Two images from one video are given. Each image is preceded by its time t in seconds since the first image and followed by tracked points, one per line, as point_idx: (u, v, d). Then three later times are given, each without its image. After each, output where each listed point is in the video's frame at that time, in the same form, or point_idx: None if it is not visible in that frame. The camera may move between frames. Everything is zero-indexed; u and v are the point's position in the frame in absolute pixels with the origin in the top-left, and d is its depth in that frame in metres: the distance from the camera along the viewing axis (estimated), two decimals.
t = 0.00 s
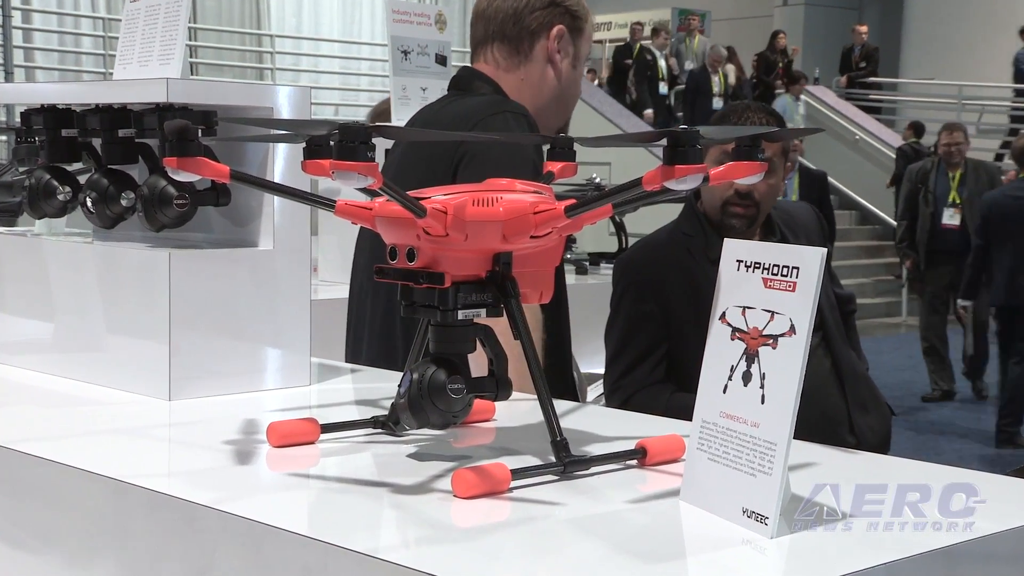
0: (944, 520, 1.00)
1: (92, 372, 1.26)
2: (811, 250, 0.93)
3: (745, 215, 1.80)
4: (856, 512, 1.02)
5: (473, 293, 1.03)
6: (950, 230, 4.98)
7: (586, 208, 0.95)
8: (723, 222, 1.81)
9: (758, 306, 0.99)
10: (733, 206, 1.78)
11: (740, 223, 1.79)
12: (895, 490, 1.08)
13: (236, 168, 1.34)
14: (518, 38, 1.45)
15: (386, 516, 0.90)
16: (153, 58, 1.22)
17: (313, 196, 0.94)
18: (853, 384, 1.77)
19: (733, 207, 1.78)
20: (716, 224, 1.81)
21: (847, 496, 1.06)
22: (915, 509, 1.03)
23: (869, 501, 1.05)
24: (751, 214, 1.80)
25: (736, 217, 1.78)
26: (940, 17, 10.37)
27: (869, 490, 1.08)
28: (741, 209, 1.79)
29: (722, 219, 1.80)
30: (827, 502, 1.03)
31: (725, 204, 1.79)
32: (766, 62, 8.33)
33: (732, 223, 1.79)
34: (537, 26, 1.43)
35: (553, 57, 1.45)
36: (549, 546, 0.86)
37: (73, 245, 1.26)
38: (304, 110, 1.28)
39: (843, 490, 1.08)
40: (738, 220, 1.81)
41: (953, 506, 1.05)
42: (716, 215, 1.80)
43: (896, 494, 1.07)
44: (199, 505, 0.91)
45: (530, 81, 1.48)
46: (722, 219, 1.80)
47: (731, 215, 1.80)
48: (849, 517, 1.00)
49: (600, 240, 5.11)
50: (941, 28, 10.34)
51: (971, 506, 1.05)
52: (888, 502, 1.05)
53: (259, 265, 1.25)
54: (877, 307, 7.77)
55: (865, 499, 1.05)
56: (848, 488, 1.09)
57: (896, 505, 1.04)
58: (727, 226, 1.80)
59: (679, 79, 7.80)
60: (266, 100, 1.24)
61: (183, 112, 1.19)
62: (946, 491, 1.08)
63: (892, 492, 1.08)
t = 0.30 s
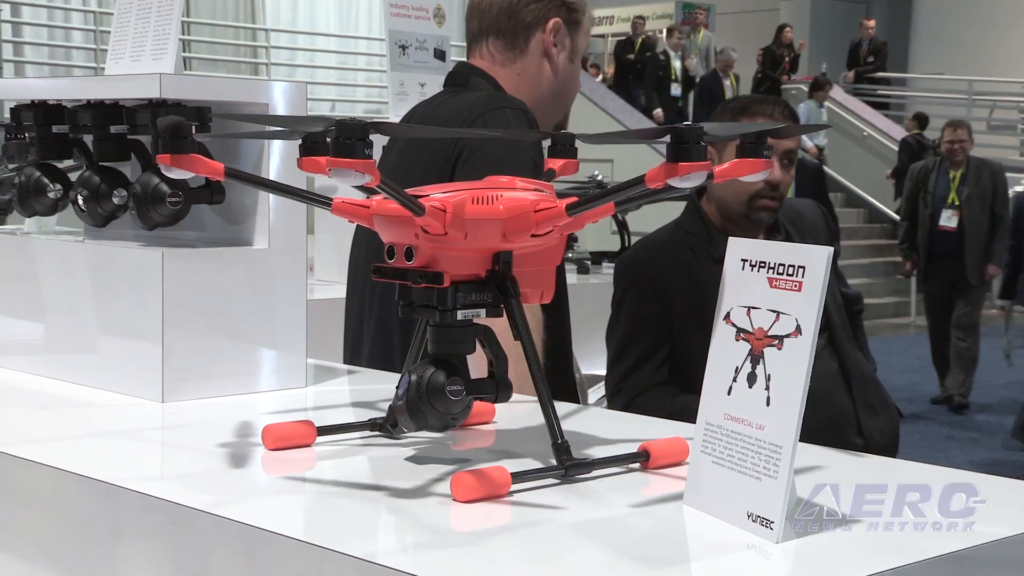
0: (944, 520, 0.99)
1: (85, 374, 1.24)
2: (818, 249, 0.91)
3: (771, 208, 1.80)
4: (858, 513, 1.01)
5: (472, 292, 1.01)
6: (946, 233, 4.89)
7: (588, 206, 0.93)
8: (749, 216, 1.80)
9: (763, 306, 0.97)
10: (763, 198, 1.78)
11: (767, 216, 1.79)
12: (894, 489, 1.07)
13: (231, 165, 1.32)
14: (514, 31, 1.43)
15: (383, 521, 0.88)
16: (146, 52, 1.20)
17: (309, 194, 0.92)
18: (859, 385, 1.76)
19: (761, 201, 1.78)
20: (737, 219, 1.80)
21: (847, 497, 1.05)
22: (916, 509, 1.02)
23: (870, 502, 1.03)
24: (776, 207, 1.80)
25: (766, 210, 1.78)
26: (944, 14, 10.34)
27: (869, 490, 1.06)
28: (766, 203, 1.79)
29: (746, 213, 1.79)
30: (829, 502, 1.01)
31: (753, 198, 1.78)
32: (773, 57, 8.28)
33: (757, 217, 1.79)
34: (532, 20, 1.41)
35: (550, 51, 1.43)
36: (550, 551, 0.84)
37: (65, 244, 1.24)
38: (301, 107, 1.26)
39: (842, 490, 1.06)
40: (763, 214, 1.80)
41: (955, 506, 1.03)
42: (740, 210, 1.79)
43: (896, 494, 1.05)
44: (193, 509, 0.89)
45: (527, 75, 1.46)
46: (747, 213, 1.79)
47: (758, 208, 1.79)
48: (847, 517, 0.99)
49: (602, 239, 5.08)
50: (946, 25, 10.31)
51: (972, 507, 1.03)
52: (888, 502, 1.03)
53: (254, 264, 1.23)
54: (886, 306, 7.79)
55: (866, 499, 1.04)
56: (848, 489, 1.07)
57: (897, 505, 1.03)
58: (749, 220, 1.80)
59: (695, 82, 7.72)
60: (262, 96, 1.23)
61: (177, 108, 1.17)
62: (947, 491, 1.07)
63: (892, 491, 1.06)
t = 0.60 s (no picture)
0: (944, 520, 0.98)
1: (77, 375, 1.22)
2: (825, 247, 0.89)
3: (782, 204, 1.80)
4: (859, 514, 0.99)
5: (472, 292, 0.99)
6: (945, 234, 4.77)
7: (590, 204, 0.92)
8: (758, 213, 1.80)
9: (769, 306, 0.95)
10: (772, 195, 1.78)
11: (777, 213, 1.80)
12: (894, 489, 1.05)
13: (225, 162, 1.30)
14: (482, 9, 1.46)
15: (380, 525, 0.86)
16: (138, 47, 1.18)
17: (304, 191, 0.91)
18: (868, 386, 1.74)
19: (771, 198, 1.78)
20: (745, 217, 1.80)
21: (846, 496, 1.03)
22: (914, 508, 1.01)
23: (869, 502, 1.01)
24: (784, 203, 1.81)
25: (776, 207, 1.78)
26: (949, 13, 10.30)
27: (868, 490, 1.04)
28: (774, 199, 1.80)
29: (755, 210, 1.79)
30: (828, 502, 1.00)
31: (763, 195, 1.78)
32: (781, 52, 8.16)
33: (766, 213, 1.79)
34: None
35: (509, 24, 1.42)
36: (552, 556, 0.82)
37: (56, 242, 1.22)
38: (296, 103, 1.25)
39: (842, 490, 1.05)
40: (771, 211, 1.81)
41: (954, 506, 1.02)
42: (749, 207, 1.79)
43: (895, 493, 1.04)
44: (185, 513, 0.87)
45: (495, 52, 1.47)
46: (755, 211, 1.79)
47: (767, 205, 1.80)
48: (848, 517, 0.98)
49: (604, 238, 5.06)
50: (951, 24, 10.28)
51: (972, 506, 1.02)
52: (888, 502, 1.02)
53: (249, 263, 1.21)
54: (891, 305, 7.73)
55: (865, 499, 1.02)
56: (847, 488, 1.06)
57: (896, 504, 1.01)
58: (758, 218, 1.80)
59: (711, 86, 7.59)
60: (256, 91, 1.21)
61: (170, 104, 1.16)
62: (948, 490, 1.05)
63: (891, 491, 1.04)
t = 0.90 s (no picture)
0: (944, 520, 0.96)
1: (69, 376, 1.20)
2: (832, 246, 0.87)
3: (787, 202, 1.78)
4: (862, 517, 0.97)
5: (471, 291, 0.97)
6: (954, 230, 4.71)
7: (592, 201, 0.90)
8: (762, 210, 1.78)
9: (775, 305, 0.93)
10: (776, 192, 1.76)
11: (781, 210, 1.78)
12: (893, 488, 1.03)
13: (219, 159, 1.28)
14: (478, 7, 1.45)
15: (378, 529, 0.84)
16: (130, 41, 1.16)
17: (301, 188, 0.89)
18: (877, 387, 1.72)
19: (775, 194, 1.76)
20: (749, 214, 1.79)
21: (847, 497, 1.01)
22: (915, 509, 0.99)
23: (869, 502, 1.00)
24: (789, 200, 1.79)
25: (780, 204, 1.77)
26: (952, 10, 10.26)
27: (867, 490, 1.03)
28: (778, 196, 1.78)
29: (759, 207, 1.78)
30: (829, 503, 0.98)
31: (766, 191, 1.76)
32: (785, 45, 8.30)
33: (771, 210, 1.77)
34: None
35: (496, 23, 1.41)
36: (554, 561, 0.80)
37: (46, 239, 1.20)
38: (292, 99, 1.23)
39: (841, 491, 1.03)
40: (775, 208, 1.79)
41: (953, 506, 1.00)
42: (753, 204, 1.78)
43: (894, 493, 1.02)
44: (179, 517, 0.85)
45: (487, 53, 1.46)
46: (759, 208, 1.78)
47: (771, 202, 1.78)
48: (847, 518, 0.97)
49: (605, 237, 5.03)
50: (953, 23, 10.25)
51: (972, 506, 1.00)
52: (887, 502, 1.00)
53: (244, 262, 1.19)
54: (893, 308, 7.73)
55: (864, 499, 1.01)
56: (846, 488, 1.04)
57: (896, 505, 1.00)
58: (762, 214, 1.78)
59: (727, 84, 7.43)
60: (252, 87, 1.19)
61: (162, 100, 1.13)
62: (948, 491, 1.03)
63: (890, 491, 1.03)
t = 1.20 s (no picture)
0: (944, 520, 0.95)
1: (61, 377, 1.18)
2: (840, 245, 0.85)
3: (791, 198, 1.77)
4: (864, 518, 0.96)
5: (472, 291, 0.95)
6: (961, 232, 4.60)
7: (595, 199, 0.88)
8: (766, 208, 1.77)
9: (781, 305, 0.91)
10: (780, 189, 1.75)
11: (785, 207, 1.77)
12: (892, 487, 1.02)
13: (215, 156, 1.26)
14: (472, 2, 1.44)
15: (377, 534, 0.82)
16: (124, 36, 1.14)
17: (298, 185, 0.87)
18: (886, 388, 1.70)
19: (779, 192, 1.76)
20: (753, 212, 1.78)
21: (847, 497, 1.00)
22: (915, 509, 0.98)
23: (868, 501, 0.98)
24: (793, 197, 1.78)
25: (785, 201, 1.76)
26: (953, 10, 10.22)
27: (867, 489, 1.01)
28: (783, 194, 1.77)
29: (763, 205, 1.77)
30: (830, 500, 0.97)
31: (770, 189, 1.76)
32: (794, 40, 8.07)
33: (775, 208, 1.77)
34: None
35: (494, 17, 1.40)
36: (557, 566, 0.78)
37: (38, 238, 1.18)
38: (289, 93, 1.21)
39: (841, 489, 1.01)
40: (779, 206, 1.78)
41: (955, 506, 0.99)
42: (757, 203, 1.77)
43: (894, 493, 1.01)
44: (174, 521, 0.83)
45: (483, 48, 1.44)
46: (764, 206, 1.77)
47: (775, 199, 1.77)
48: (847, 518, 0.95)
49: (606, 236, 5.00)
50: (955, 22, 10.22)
51: (972, 506, 0.99)
52: (887, 502, 0.99)
53: (240, 260, 1.17)
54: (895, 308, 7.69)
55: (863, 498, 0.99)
56: (846, 488, 1.02)
57: (896, 504, 0.98)
58: (766, 212, 1.78)
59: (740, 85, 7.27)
60: (247, 82, 1.17)
61: (156, 95, 1.11)
62: (948, 489, 1.02)
63: (890, 490, 1.01)
